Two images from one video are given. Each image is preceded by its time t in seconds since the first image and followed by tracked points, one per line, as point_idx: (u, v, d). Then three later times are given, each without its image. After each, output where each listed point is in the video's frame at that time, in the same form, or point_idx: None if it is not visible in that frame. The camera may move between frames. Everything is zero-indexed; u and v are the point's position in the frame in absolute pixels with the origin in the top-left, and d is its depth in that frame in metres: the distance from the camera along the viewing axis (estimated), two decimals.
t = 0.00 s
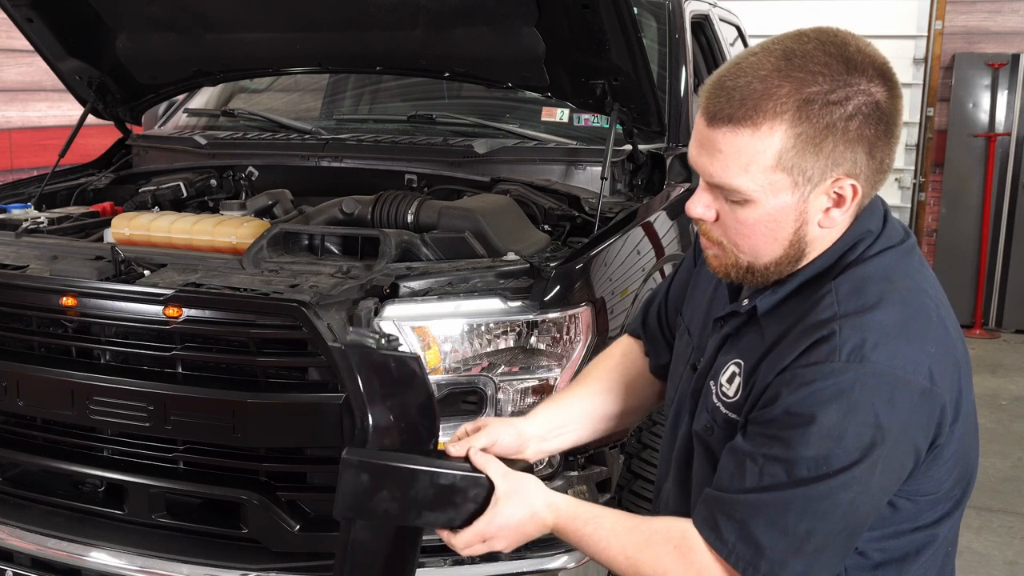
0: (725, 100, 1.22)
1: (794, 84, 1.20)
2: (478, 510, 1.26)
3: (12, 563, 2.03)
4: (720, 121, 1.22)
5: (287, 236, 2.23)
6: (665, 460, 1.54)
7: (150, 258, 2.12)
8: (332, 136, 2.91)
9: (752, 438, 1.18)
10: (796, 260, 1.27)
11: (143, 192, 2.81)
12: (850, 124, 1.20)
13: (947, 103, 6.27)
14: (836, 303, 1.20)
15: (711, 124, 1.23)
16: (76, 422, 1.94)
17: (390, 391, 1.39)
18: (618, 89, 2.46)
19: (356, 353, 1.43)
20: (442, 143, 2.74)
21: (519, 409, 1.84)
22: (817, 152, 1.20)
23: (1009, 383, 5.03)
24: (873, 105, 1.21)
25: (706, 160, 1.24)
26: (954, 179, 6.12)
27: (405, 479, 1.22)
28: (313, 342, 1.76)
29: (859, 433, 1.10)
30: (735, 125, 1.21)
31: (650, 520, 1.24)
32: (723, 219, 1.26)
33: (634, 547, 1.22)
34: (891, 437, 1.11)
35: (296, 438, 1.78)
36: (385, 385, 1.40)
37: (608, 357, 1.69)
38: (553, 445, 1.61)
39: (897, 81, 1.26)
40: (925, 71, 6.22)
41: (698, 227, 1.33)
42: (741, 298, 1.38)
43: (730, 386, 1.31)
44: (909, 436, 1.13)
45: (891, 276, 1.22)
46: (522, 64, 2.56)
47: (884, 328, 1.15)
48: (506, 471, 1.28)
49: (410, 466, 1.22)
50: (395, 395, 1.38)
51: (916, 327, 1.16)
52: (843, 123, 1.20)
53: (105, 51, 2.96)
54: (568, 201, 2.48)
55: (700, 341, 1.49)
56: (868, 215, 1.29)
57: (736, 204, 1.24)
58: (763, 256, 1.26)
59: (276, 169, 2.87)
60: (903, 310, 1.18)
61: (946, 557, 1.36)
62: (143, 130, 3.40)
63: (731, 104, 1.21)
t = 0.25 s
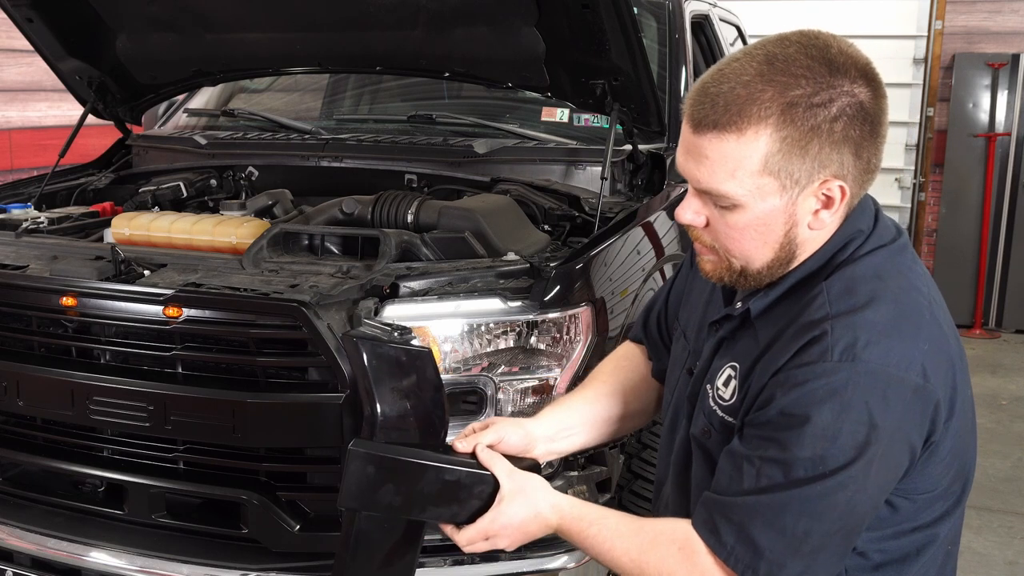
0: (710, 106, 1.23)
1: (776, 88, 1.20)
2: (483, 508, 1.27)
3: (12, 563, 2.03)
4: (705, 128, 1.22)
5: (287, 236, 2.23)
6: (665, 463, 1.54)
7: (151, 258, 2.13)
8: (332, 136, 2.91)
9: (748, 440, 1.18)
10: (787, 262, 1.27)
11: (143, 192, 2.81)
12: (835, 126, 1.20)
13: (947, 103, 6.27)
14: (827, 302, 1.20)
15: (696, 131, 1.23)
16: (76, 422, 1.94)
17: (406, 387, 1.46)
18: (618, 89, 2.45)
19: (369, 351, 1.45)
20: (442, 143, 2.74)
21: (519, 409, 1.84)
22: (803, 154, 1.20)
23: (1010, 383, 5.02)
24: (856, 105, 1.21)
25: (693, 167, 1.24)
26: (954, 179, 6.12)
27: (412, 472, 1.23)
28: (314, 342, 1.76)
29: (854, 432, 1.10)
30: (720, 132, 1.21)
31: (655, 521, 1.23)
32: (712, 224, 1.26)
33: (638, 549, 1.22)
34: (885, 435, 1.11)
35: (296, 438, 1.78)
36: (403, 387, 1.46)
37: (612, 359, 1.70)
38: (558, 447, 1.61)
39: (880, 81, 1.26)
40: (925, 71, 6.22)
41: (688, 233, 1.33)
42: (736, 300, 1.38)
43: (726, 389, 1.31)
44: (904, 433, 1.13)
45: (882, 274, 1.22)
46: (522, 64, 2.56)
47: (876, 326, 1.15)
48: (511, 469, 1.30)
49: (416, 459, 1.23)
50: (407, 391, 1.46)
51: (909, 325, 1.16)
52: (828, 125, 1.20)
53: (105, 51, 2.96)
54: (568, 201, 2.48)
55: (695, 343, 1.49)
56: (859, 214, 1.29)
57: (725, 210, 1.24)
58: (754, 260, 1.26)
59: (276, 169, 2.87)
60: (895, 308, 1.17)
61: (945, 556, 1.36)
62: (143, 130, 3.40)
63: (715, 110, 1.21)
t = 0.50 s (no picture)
0: (710, 96, 1.23)
1: (776, 76, 1.20)
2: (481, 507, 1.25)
3: (12, 563, 2.03)
4: (706, 118, 1.23)
5: (287, 237, 2.23)
6: (665, 463, 1.54)
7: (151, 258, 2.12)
8: (332, 136, 2.91)
9: (755, 438, 1.18)
10: (789, 254, 1.27)
11: (143, 192, 2.81)
12: (835, 114, 1.20)
13: (947, 103, 6.27)
14: (833, 298, 1.20)
15: (697, 120, 1.24)
16: (76, 422, 1.94)
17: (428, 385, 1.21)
18: (618, 89, 2.46)
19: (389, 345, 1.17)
20: (442, 143, 2.74)
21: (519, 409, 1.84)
22: (804, 142, 1.20)
23: (1010, 383, 5.02)
24: (858, 96, 1.22)
25: (694, 157, 1.25)
26: (954, 179, 6.12)
27: (418, 468, 1.19)
28: (314, 342, 1.77)
29: (863, 428, 1.10)
30: (721, 120, 1.21)
31: (656, 525, 1.23)
32: (715, 215, 1.26)
33: (639, 551, 1.22)
34: (894, 431, 1.11)
35: (296, 438, 1.78)
36: (422, 385, 1.20)
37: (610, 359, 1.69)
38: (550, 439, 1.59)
39: (880, 71, 1.26)
40: (925, 71, 6.22)
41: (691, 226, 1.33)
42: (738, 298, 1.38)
43: (731, 386, 1.30)
44: (912, 429, 1.13)
45: (887, 270, 1.23)
46: (522, 64, 2.56)
47: (883, 322, 1.15)
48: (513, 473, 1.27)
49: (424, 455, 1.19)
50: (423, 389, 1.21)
51: (915, 321, 1.17)
52: (828, 113, 1.20)
53: (105, 51, 2.96)
54: (568, 201, 2.48)
55: (697, 342, 1.49)
56: (860, 208, 1.30)
57: (727, 199, 1.23)
58: (757, 252, 1.26)
59: (276, 169, 2.87)
60: (901, 304, 1.18)
61: (943, 556, 1.36)
62: (143, 130, 3.40)
63: (716, 99, 1.22)
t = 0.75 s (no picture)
0: (715, 84, 1.24)
1: (781, 65, 1.21)
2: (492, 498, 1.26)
3: (12, 563, 2.03)
4: (711, 106, 1.23)
5: (287, 237, 2.23)
6: (667, 462, 1.54)
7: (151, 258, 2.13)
8: (332, 136, 2.91)
9: (767, 435, 1.17)
10: (794, 247, 1.27)
11: (143, 192, 2.81)
12: (839, 102, 1.20)
13: (947, 103, 6.26)
14: (845, 293, 1.20)
15: (703, 109, 1.24)
16: (76, 422, 1.94)
17: (455, 389, 1.23)
18: (618, 89, 2.46)
19: (425, 345, 1.19)
20: (442, 143, 2.74)
21: (518, 409, 1.84)
22: (808, 130, 1.20)
23: (1010, 383, 5.02)
24: (864, 86, 1.22)
25: (699, 147, 1.25)
26: (954, 179, 6.12)
27: (424, 464, 1.23)
28: (314, 342, 1.77)
29: (880, 423, 1.10)
30: (726, 108, 1.22)
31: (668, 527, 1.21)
32: (720, 206, 1.26)
33: (650, 554, 1.20)
34: (910, 425, 1.11)
35: (296, 438, 1.78)
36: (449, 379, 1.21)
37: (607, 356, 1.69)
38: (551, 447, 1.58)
39: (885, 63, 1.27)
40: (925, 71, 6.22)
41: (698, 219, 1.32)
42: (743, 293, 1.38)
43: (740, 382, 1.30)
44: (926, 424, 1.13)
45: (897, 265, 1.23)
46: (522, 64, 2.56)
47: (896, 316, 1.15)
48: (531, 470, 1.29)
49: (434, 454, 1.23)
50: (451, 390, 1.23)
51: (926, 315, 1.17)
52: (832, 101, 1.20)
53: (105, 51, 2.96)
54: (568, 201, 2.48)
55: (701, 339, 1.49)
56: (867, 203, 1.30)
57: (732, 189, 1.23)
58: (763, 244, 1.26)
59: (276, 169, 2.87)
60: (912, 298, 1.18)
61: (944, 553, 1.36)
62: (143, 130, 3.40)
63: (721, 88, 1.23)
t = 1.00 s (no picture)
0: (720, 84, 1.24)
1: (786, 64, 1.21)
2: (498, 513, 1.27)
3: (12, 563, 2.03)
4: (715, 106, 1.23)
5: (287, 237, 2.23)
6: (669, 462, 1.54)
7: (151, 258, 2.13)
8: (332, 136, 2.91)
9: (774, 439, 1.17)
10: (797, 247, 1.27)
11: (143, 192, 2.81)
12: (844, 102, 1.20)
13: (947, 103, 6.26)
14: (850, 295, 1.20)
15: (707, 109, 1.24)
16: (76, 422, 1.94)
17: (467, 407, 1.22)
18: (618, 89, 2.46)
19: (436, 364, 1.20)
20: (442, 143, 2.75)
21: (519, 409, 1.85)
22: (813, 130, 1.20)
23: (1010, 383, 5.02)
24: (868, 86, 1.22)
25: (703, 147, 1.25)
26: (954, 179, 6.12)
27: (426, 478, 1.26)
28: (314, 342, 1.77)
29: (888, 425, 1.10)
30: (731, 108, 1.21)
31: (678, 538, 1.21)
32: (724, 207, 1.26)
33: (661, 564, 1.19)
34: (918, 427, 1.11)
35: (297, 439, 1.78)
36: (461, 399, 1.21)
37: (613, 367, 1.68)
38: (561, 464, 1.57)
39: (888, 63, 1.27)
40: (925, 71, 6.21)
41: (700, 219, 1.32)
42: (746, 294, 1.38)
43: (745, 384, 1.30)
44: (933, 424, 1.13)
45: (901, 266, 1.23)
46: (522, 64, 2.55)
47: (903, 317, 1.15)
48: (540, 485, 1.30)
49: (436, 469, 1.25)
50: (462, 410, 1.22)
51: (932, 315, 1.17)
52: (837, 100, 1.20)
53: (105, 51, 2.96)
54: (568, 201, 2.48)
55: (702, 340, 1.49)
56: (869, 203, 1.30)
57: (736, 189, 1.23)
58: (767, 244, 1.26)
59: (276, 169, 2.87)
60: (918, 299, 1.18)
61: (946, 552, 1.37)
62: (143, 130, 3.40)
63: (725, 87, 1.23)
